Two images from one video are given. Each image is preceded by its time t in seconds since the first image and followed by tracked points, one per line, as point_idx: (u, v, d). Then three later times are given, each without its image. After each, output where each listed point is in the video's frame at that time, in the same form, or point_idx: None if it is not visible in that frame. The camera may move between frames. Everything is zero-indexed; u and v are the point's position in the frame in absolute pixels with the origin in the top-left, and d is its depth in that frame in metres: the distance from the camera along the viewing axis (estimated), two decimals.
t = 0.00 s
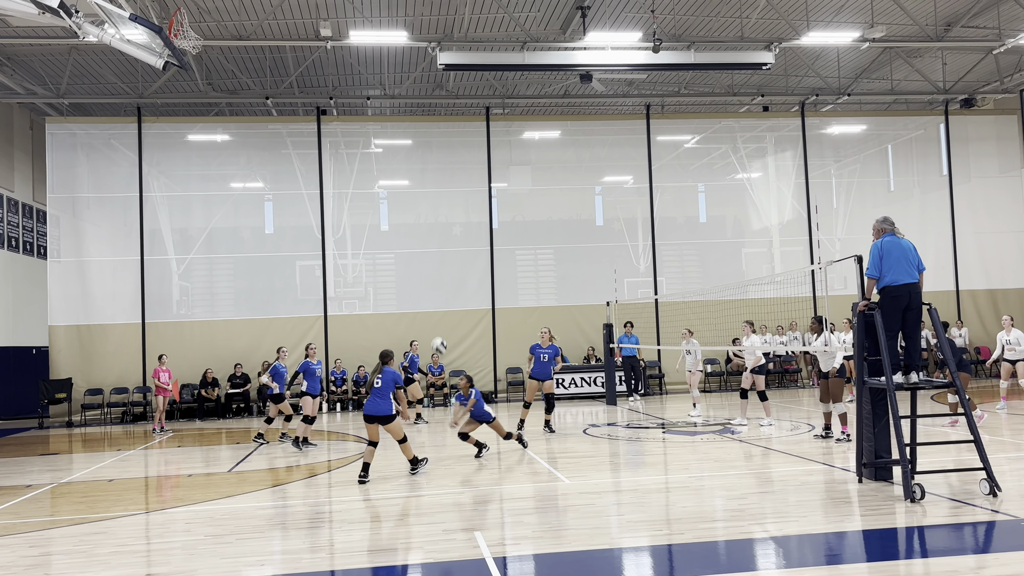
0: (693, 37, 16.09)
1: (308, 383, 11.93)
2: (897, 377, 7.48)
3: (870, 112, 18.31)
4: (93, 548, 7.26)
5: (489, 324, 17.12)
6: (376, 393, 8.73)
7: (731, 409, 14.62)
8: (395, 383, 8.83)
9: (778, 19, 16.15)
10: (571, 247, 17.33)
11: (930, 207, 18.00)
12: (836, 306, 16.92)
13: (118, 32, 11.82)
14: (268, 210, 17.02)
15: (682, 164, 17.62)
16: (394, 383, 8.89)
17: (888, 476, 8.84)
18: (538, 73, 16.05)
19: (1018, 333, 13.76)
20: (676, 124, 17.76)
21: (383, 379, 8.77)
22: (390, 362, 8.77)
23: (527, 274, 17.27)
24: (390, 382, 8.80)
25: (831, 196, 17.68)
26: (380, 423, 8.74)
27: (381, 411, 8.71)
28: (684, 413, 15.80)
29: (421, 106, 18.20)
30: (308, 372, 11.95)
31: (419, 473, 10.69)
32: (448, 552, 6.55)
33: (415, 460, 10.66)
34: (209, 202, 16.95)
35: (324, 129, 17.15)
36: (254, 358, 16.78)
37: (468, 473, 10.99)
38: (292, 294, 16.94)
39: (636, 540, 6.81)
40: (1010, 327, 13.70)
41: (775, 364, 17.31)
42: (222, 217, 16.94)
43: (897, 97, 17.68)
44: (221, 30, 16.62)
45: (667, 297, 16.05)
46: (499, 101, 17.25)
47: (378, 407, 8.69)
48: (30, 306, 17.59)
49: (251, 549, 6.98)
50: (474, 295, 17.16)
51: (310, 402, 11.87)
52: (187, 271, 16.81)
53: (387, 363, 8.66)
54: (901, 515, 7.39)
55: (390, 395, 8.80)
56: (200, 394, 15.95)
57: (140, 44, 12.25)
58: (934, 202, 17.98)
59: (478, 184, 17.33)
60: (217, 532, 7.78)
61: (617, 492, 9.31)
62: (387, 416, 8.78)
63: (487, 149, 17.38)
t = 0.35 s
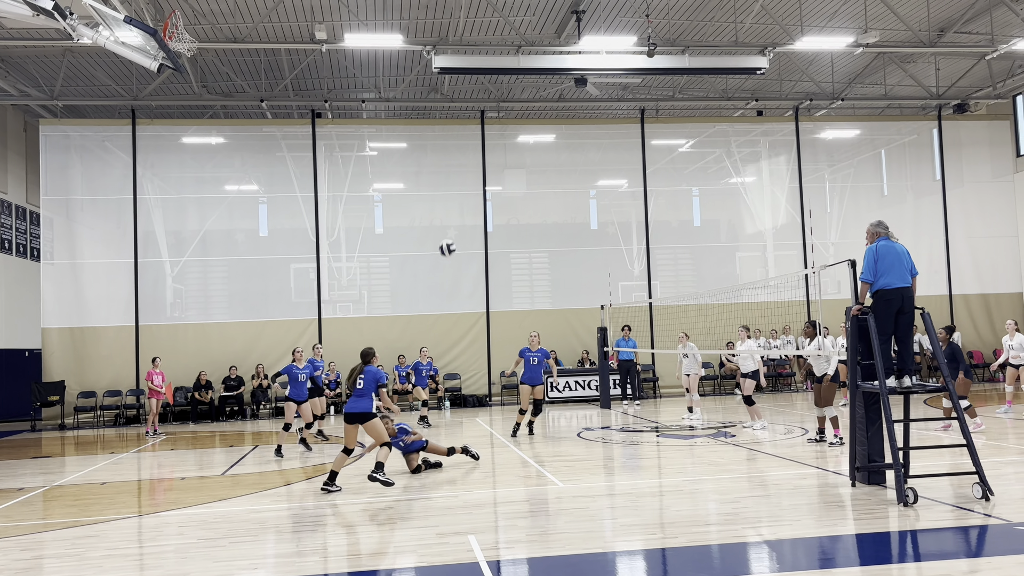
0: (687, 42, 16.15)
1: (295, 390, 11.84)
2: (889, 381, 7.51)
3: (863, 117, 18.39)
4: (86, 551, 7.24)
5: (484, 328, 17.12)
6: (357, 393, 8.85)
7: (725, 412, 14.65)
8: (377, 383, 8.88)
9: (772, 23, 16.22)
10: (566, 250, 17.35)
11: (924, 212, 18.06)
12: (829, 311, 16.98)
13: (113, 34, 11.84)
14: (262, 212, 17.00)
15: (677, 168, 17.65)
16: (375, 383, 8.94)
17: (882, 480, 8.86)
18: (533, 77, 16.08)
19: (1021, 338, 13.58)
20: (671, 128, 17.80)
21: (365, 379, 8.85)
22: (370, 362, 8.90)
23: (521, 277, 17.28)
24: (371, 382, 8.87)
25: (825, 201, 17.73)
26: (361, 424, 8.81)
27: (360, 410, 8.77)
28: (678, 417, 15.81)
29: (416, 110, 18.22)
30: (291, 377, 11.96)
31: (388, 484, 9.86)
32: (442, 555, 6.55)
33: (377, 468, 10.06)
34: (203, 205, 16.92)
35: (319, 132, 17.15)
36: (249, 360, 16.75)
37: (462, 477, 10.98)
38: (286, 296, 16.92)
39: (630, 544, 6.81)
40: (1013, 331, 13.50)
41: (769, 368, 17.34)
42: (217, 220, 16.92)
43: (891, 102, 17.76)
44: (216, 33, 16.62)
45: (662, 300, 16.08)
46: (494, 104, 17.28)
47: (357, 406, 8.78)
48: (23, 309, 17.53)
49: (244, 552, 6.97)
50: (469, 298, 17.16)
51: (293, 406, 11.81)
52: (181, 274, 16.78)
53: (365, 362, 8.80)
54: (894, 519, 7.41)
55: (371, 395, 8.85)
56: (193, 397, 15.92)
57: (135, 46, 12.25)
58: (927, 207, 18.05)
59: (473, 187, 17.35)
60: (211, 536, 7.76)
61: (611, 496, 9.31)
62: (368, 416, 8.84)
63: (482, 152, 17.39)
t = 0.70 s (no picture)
0: (677, 48, 16.22)
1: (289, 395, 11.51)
2: (877, 387, 7.51)
3: (851, 124, 18.49)
4: (70, 556, 7.18)
5: (473, 332, 17.09)
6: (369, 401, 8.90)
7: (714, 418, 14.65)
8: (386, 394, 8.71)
9: (761, 30, 16.31)
10: (555, 255, 17.35)
11: (911, 219, 18.16)
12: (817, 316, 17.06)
13: (100, 37, 11.70)
14: (251, 216, 16.94)
15: (666, 174, 17.69)
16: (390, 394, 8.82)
17: (868, 486, 8.87)
18: (523, 82, 16.10)
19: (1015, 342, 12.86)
20: (660, 134, 17.84)
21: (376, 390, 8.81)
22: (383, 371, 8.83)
23: (511, 282, 17.27)
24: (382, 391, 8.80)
25: (813, 207, 17.81)
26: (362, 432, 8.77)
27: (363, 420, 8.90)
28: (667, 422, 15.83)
29: (406, 114, 18.21)
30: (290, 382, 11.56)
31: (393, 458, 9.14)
32: (429, 561, 6.52)
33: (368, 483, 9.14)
34: (191, 209, 16.85)
35: (308, 136, 17.10)
36: (237, 364, 16.68)
37: (449, 482, 10.94)
38: (274, 300, 16.86)
39: (618, 549, 6.80)
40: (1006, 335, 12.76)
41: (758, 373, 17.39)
42: (205, 223, 16.85)
43: (878, 109, 17.87)
44: (206, 36, 16.60)
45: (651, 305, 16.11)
46: (484, 109, 17.29)
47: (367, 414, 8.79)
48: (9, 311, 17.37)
49: (230, 557, 6.93)
50: (458, 303, 17.13)
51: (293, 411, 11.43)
52: (169, 277, 16.71)
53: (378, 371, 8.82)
54: (880, 524, 7.42)
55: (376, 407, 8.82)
56: (181, 401, 15.83)
57: (124, 49, 12.12)
58: (914, 214, 18.15)
59: (463, 192, 17.34)
60: (196, 541, 7.70)
61: (598, 501, 9.30)
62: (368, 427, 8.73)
63: (472, 157, 17.39)
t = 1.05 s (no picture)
0: (664, 55, 16.28)
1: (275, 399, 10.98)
2: (861, 393, 7.55)
3: (837, 131, 18.59)
4: (52, 562, 7.09)
5: (460, 337, 17.07)
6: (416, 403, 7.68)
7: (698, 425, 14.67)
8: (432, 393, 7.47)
9: (748, 38, 16.40)
10: (542, 260, 17.36)
11: (896, 226, 18.28)
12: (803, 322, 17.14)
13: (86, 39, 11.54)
14: (237, 220, 16.87)
15: (653, 180, 17.74)
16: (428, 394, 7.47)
17: (853, 492, 8.89)
18: (511, 88, 16.12)
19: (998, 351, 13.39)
20: (648, 140, 17.89)
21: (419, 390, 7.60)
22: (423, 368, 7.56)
23: (499, 287, 17.26)
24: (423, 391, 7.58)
25: (799, 213, 17.90)
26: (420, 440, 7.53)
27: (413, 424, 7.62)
28: (654, 428, 15.84)
29: (393, 118, 18.19)
30: (279, 387, 11.00)
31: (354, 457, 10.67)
32: (414, 566, 6.49)
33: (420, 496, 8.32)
34: (178, 213, 16.77)
35: (295, 140, 17.06)
36: (223, 368, 16.60)
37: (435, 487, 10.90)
38: (260, 305, 16.78)
39: (604, 555, 6.78)
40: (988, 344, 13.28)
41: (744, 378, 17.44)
42: (191, 226, 16.77)
43: (864, 117, 17.99)
44: (193, 39, 16.55)
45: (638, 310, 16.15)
46: (472, 114, 17.31)
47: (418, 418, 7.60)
48: None
49: (213, 564, 6.86)
50: (446, 307, 17.11)
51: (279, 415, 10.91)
52: (155, 281, 16.61)
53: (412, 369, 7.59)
54: (865, 530, 7.44)
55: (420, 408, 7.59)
56: (166, 405, 15.72)
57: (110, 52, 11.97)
58: (899, 221, 18.26)
59: (450, 196, 17.33)
60: (180, 547, 7.64)
61: (584, 507, 9.28)
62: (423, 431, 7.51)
63: (460, 162, 17.39)
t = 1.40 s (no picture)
0: (645, 62, 16.37)
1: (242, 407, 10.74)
2: (841, 399, 7.60)
3: (816, 139, 18.75)
4: (26, 571, 6.98)
5: (441, 343, 17.03)
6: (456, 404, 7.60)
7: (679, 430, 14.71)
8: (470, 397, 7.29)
9: (728, 46, 16.52)
10: (524, 266, 17.38)
11: (874, 233, 18.45)
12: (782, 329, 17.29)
13: (65, 43, 11.46)
14: (217, 225, 16.78)
15: (634, 186, 17.80)
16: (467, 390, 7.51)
17: (833, 497, 8.91)
18: (493, 94, 16.12)
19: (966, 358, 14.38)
20: (629, 147, 17.95)
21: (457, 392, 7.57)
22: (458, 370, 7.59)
23: (481, 292, 17.26)
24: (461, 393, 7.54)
25: (779, 220, 18.02)
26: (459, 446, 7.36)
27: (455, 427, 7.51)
28: (636, 433, 15.87)
29: (375, 123, 18.15)
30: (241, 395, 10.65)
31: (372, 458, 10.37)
32: (395, 573, 6.45)
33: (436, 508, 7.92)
34: (157, 217, 16.65)
35: (276, 145, 17.00)
36: (202, 374, 16.47)
37: (415, 493, 10.84)
38: (240, 310, 16.68)
39: (585, 561, 6.77)
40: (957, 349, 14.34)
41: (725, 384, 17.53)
42: (170, 231, 16.65)
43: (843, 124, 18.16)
44: (173, 43, 16.47)
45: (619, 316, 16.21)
46: (454, 119, 17.30)
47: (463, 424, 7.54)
48: None
49: (191, 572, 6.78)
50: (427, 313, 17.07)
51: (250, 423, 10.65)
52: (133, 286, 16.46)
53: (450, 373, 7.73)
54: (844, 535, 7.47)
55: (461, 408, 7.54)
56: (145, 412, 15.57)
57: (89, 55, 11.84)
58: (878, 228, 18.43)
59: (432, 202, 17.31)
60: (157, 555, 7.55)
61: (565, 513, 9.27)
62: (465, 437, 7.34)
63: (441, 168, 17.38)
